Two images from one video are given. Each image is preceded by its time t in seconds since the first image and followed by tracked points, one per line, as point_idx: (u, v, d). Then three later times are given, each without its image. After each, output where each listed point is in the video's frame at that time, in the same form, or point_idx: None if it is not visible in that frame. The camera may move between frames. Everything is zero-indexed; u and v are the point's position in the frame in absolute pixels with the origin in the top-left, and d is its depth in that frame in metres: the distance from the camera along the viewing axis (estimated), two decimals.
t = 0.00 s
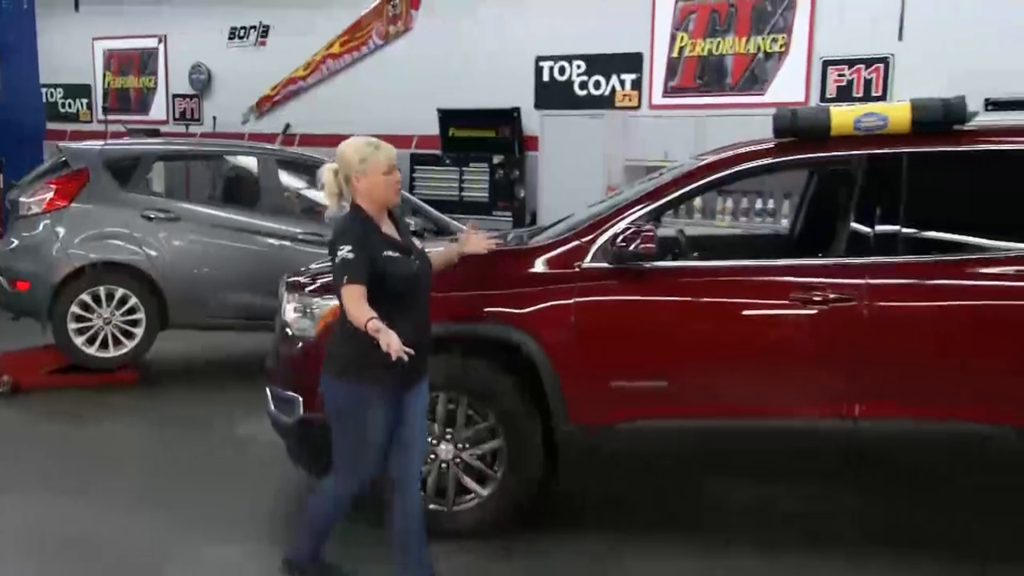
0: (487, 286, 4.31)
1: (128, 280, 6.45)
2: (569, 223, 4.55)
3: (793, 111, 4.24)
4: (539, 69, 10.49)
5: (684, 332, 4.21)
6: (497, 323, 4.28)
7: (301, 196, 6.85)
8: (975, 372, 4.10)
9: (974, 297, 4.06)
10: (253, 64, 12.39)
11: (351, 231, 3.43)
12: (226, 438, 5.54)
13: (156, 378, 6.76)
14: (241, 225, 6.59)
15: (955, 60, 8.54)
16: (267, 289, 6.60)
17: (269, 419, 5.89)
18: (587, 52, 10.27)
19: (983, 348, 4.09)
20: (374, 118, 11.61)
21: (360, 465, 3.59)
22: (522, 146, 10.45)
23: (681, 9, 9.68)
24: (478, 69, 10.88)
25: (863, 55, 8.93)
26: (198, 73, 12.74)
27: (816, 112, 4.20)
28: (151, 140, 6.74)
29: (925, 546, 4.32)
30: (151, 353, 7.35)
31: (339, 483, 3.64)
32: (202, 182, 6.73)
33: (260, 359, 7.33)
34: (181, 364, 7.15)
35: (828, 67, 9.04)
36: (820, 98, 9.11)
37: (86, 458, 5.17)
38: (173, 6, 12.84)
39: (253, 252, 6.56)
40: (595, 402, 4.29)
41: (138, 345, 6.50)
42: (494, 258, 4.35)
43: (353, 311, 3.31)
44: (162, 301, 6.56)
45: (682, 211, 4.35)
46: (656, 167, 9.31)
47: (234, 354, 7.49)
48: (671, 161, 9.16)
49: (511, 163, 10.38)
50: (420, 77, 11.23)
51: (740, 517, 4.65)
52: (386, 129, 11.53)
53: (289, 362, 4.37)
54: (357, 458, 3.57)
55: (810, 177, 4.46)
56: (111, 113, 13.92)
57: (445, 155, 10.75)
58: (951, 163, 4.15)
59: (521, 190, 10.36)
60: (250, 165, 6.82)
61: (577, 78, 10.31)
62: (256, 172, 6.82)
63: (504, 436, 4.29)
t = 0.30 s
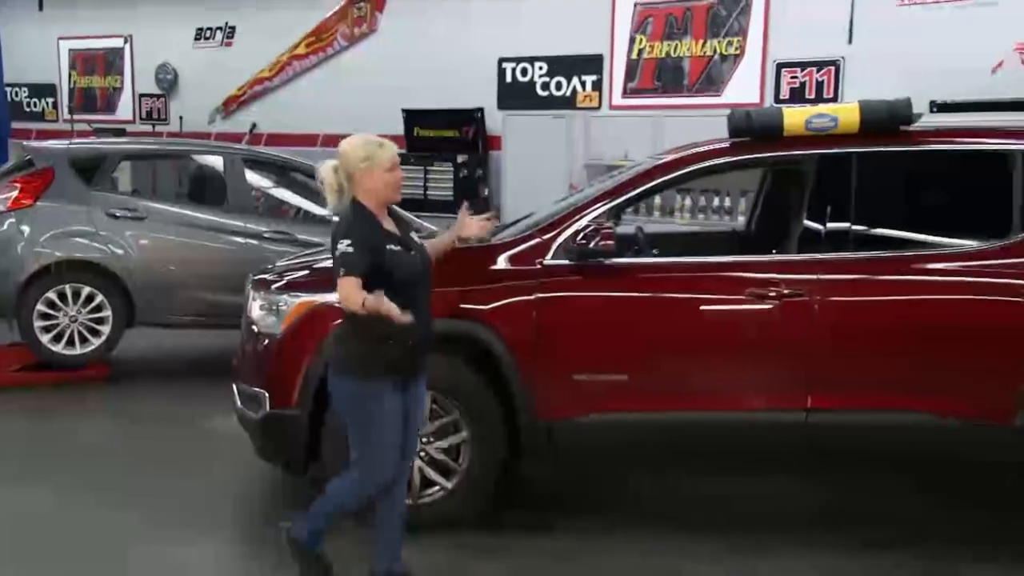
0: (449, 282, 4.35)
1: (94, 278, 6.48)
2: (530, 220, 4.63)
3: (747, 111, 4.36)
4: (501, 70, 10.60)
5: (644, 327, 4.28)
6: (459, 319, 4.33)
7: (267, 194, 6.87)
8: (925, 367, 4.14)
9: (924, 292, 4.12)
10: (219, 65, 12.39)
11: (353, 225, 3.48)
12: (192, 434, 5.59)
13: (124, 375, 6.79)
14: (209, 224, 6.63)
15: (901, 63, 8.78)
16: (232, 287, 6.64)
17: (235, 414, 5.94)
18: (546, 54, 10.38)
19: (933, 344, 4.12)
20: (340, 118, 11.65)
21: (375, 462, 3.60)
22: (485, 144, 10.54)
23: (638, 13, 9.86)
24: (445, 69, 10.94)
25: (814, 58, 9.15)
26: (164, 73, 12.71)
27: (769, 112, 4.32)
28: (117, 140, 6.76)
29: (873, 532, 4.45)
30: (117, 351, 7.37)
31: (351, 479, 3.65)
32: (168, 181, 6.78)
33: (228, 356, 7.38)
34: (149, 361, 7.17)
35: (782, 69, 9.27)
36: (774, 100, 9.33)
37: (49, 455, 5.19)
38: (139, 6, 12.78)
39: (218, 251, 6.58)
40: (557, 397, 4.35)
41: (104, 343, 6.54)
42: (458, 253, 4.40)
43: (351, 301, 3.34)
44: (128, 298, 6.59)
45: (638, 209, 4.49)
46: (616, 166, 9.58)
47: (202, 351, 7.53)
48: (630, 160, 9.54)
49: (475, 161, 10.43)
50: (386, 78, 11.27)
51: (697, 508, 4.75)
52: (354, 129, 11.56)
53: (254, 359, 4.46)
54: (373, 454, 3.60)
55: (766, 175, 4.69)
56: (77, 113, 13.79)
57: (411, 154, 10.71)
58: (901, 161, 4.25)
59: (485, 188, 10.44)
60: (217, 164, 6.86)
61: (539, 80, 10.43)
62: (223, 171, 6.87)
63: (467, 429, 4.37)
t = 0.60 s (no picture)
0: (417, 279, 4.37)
1: (60, 275, 6.45)
2: (498, 217, 4.67)
3: (712, 109, 4.42)
4: (471, 69, 10.66)
5: (609, 322, 4.33)
6: (427, 315, 4.35)
7: (236, 191, 6.94)
8: (886, 360, 4.22)
9: (885, 287, 4.19)
10: (188, 62, 12.37)
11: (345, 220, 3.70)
12: (158, 430, 5.59)
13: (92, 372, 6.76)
14: (178, 221, 6.63)
15: (861, 62, 8.90)
16: (202, 284, 6.67)
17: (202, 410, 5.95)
18: (517, 51, 10.44)
19: (892, 337, 4.20)
20: (310, 115, 11.63)
21: (381, 458, 3.63)
22: (454, 142, 10.63)
23: (605, 11, 9.93)
24: (416, 66, 10.95)
25: (777, 57, 9.26)
26: (132, 69, 12.63)
27: (734, 110, 4.39)
28: (84, 136, 6.74)
29: (833, 522, 4.54)
30: (85, 348, 7.34)
31: (363, 480, 3.67)
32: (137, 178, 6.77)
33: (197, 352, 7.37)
34: (117, 357, 7.15)
35: (746, 68, 9.38)
36: (738, 99, 9.46)
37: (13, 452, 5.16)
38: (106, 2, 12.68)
39: (190, 248, 6.61)
40: (523, 391, 4.39)
41: (73, 340, 6.51)
42: (427, 249, 4.44)
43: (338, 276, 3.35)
44: (95, 294, 6.56)
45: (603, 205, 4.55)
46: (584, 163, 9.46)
47: (171, 347, 7.51)
48: (599, 157, 9.38)
49: (444, 160, 10.54)
50: (358, 75, 11.27)
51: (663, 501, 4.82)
52: (325, 126, 11.54)
53: (223, 355, 4.47)
54: (378, 452, 3.62)
55: (732, 171, 4.67)
56: (43, 110, 13.60)
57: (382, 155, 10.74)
58: (861, 159, 4.33)
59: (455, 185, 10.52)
60: (185, 161, 6.88)
61: (507, 77, 10.49)
62: (190, 167, 6.89)
63: (436, 425, 4.38)
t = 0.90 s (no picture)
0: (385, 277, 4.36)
1: (23, 274, 6.41)
2: (465, 214, 4.68)
3: (677, 107, 4.46)
4: (439, 66, 10.65)
5: (575, 319, 4.35)
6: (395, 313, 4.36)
7: (203, 188, 6.92)
8: (849, 354, 4.27)
9: (847, 282, 4.25)
10: (153, 59, 12.27)
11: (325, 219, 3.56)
12: (120, 428, 5.57)
13: (56, 371, 6.71)
14: (143, 219, 6.63)
15: (823, 61, 9.00)
16: (167, 283, 6.68)
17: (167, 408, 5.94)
18: (484, 48, 10.42)
19: (855, 332, 4.26)
20: (278, 112, 11.57)
21: (354, 455, 3.69)
22: (422, 139, 10.66)
23: (572, 9, 9.99)
24: (384, 63, 10.90)
25: (741, 55, 9.33)
26: (95, 65, 12.52)
27: (698, 107, 4.43)
28: (46, 133, 6.67)
29: (794, 516, 4.61)
30: (48, 347, 7.28)
31: (332, 476, 3.71)
32: (101, 174, 6.69)
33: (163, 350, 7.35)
34: (81, 356, 7.11)
35: (711, 66, 9.47)
36: (704, 96, 9.55)
37: None
38: None
39: (155, 246, 6.60)
40: (490, 388, 4.41)
41: (35, 339, 6.49)
42: (394, 247, 4.44)
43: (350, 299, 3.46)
44: (58, 293, 6.53)
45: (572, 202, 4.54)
46: (552, 161, 9.53)
47: (138, 346, 7.48)
48: (566, 155, 9.42)
49: (411, 156, 10.56)
50: (326, 72, 11.22)
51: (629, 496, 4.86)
52: (292, 123, 11.49)
53: (189, 353, 4.44)
54: (352, 449, 3.68)
55: (696, 169, 4.66)
56: (3, 106, 13.39)
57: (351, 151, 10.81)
58: (824, 158, 4.39)
59: (422, 182, 10.55)
60: (149, 158, 6.81)
61: (475, 75, 10.49)
62: (155, 165, 6.82)
63: (403, 422, 4.38)
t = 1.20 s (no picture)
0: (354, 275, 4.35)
1: None
2: (435, 212, 4.67)
3: (646, 105, 4.49)
4: (409, 63, 10.60)
5: (545, 317, 4.36)
6: (364, 311, 4.35)
7: (171, 186, 6.92)
8: (816, 350, 4.31)
9: (814, 278, 4.29)
10: (119, 56, 12.17)
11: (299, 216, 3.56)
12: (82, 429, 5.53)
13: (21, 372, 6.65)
14: (108, 218, 6.57)
15: (790, 61, 9.07)
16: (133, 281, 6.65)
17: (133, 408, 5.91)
18: (454, 46, 10.40)
19: (822, 328, 4.30)
20: (247, 109, 11.50)
21: (319, 452, 3.69)
22: (392, 137, 10.59)
23: (542, 6, 10.00)
24: (355, 61, 10.87)
25: (710, 53, 9.38)
26: (59, 61, 12.39)
27: (667, 105, 4.44)
28: (7, 130, 6.55)
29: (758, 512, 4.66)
30: (12, 348, 7.20)
31: (298, 473, 3.70)
32: (65, 172, 6.62)
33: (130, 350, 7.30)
34: (47, 357, 7.04)
35: (680, 64, 9.52)
36: (674, 94, 9.59)
37: None
38: None
39: (123, 245, 6.58)
40: (460, 386, 4.41)
41: None
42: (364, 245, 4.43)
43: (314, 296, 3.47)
44: (20, 292, 6.46)
45: (542, 199, 4.54)
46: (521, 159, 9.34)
47: (105, 346, 7.43)
48: (536, 152, 9.26)
49: (381, 154, 10.53)
50: (296, 70, 11.16)
51: (597, 494, 4.89)
52: (261, 120, 11.42)
53: (156, 353, 4.40)
54: (317, 447, 3.68)
55: (664, 167, 4.71)
56: None
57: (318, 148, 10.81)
58: (790, 156, 4.43)
59: (392, 180, 10.53)
60: (115, 156, 6.76)
61: (445, 72, 10.46)
62: (121, 162, 6.78)
63: (373, 420, 4.38)
